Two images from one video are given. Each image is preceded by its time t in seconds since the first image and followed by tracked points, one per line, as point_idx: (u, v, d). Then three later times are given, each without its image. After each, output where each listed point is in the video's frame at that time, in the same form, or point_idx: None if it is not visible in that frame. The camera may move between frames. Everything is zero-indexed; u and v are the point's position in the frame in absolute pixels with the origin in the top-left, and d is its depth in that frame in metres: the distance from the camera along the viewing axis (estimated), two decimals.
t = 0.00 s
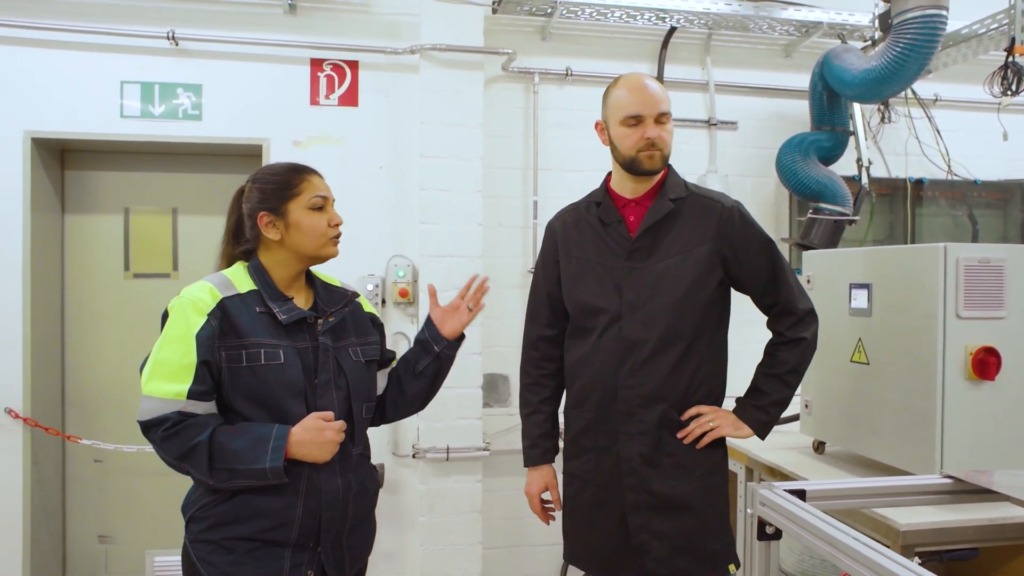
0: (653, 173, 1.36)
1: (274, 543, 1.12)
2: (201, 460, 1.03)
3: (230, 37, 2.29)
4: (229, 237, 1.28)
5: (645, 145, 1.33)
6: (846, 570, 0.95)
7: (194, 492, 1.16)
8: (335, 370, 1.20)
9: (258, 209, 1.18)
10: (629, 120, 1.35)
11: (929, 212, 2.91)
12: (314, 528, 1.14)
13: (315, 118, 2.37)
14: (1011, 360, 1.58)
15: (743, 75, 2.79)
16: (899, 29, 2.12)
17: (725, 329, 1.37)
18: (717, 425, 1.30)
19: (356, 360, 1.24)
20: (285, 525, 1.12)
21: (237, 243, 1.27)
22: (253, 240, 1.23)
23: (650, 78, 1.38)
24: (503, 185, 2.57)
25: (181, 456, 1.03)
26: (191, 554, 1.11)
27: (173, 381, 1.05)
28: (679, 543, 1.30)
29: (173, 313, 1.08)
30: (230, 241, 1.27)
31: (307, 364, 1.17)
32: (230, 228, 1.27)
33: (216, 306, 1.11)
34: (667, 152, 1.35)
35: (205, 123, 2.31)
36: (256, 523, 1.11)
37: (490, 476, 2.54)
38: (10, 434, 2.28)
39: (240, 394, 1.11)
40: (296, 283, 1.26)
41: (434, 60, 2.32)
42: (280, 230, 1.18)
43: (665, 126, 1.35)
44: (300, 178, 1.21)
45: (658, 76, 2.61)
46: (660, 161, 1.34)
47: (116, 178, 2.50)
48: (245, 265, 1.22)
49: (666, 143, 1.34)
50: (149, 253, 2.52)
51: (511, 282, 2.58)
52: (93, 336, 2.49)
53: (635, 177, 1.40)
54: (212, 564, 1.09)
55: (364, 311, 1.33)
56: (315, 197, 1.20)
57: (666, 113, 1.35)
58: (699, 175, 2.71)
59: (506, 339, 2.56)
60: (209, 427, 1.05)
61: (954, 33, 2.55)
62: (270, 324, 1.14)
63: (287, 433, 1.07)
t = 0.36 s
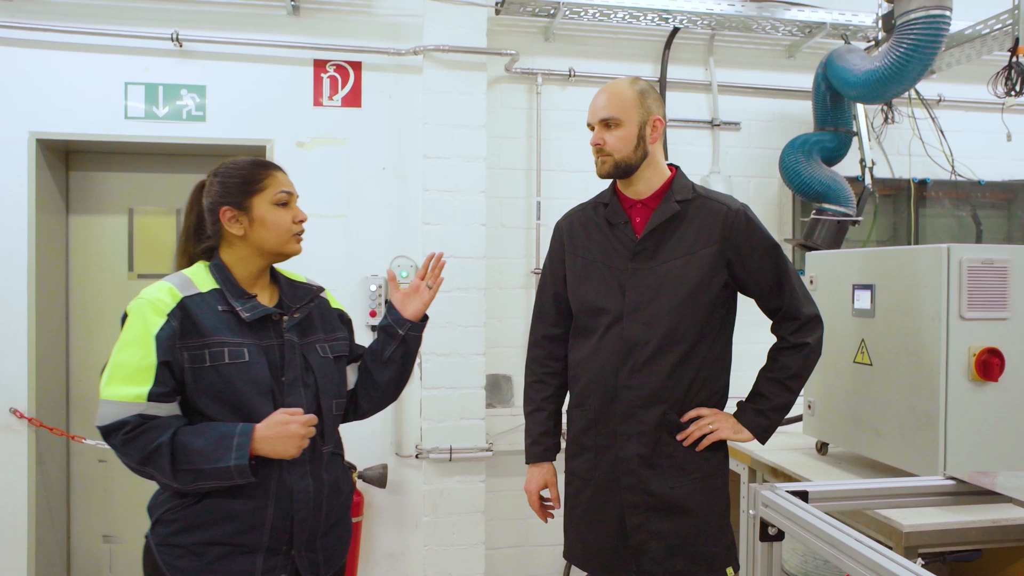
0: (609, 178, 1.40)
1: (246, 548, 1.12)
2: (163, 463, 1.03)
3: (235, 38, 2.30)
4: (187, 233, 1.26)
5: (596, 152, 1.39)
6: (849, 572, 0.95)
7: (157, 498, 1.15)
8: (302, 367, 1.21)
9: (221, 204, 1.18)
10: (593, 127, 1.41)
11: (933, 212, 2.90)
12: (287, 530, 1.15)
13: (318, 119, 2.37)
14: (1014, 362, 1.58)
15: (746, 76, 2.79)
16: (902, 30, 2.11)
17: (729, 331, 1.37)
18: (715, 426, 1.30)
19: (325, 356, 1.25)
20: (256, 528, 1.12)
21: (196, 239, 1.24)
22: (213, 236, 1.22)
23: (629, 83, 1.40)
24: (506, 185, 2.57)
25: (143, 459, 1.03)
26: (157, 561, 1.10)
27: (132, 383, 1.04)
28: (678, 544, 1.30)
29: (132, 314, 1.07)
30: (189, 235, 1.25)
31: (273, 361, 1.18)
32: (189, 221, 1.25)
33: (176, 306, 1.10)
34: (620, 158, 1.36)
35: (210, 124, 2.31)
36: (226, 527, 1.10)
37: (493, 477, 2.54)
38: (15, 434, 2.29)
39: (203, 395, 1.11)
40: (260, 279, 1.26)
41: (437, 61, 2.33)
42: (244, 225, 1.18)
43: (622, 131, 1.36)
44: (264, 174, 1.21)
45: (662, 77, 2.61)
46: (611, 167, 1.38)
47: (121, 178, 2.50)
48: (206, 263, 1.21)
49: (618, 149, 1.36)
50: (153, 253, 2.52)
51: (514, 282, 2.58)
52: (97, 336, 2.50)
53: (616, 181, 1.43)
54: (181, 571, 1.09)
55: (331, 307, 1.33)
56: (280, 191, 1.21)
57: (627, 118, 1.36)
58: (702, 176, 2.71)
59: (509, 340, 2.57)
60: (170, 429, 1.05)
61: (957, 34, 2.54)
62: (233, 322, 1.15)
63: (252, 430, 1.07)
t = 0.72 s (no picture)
0: (613, 177, 1.40)
1: (202, 550, 1.12)
2: (113, 464, 1.03)
3: (240, 38, 2.30)
4: (145, 232, 1.24)
5: (598, 152, 1.39)
6: (856, 567, 0.95)
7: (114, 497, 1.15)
8: (265, 366, 1.21)
9: (187, 199, 1.17)
10: (594, 127, 1.42)
11: (938, 212, 2.89)
12: (244, 534, 1.15)
13: (322, 119, 2.38)
14: (1019, 360, 1.58)
15: (750, 75, 2.79)
16: (907, 28, 2.11)
17: (732, 331, 1.37)
18: (712, 428, 1.30)
19: (289, 354, 1.25)
20: (213, 530, 1.12)
21: (160, 239, 1.22)
22: (175, 233, 1.20)
23: (630, 83, 1.41)
24: (510, 185, 2.57)
25: (94, 459, 1.03)
26: (111, 560, 1.10)
27: (82, 383, 1.04)
28: (678, 543, 1.30)
29: (86, 314, 1.07)
30: (150, 237, 1.23)
31: (232, 361, 1.18)
32: (148, 225, 1.23)
33: (132, 305, 1.10)
34: (621, 157, 1.37)
35: (215, 123, 2.32)
36: (182, 528, 1.10)
37: (497, 476, 2.54)
38: (21, 433, 2.30)
39: (159, 395, 1.11)
40: (225, 277, 1.26)
41: (442, 60, 2.33)
42: (214, 221, 1.18)
43: (622, 129, 1.37)
44: (227, 166, 1.22)
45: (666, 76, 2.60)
46: (614, 165, 1.38)
47: (126, 178, 2.51)
48: (168, 260, 1.21)
49: (619, 147, 1.36)
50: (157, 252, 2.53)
51: (519, 282, 2.58)
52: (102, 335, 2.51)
53: (621, 180, 1.44)
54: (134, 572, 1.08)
55: (301, 301, 1.34)
56: (245, 182, 1.22)
57: (627, 117, 1.37)
58: (706, 175, 2.71)
59: (513, 339, 2.57)
60: (121, 430, 1.05)
61: (961, 33, 2.54)
62: (192, 321, 1.15)
63: (204, 433, 1.06)
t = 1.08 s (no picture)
0: (620, 176, 1.40)
1: (180, 553, 1.11)
2: (87, 469, 1.01)
3: (246, 37, 2.31)
4: (121, 230, 1.23)
5: (606, 150, 1.40)
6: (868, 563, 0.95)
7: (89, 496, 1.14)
8: (247, 367, 1.21)
9: (166, 192, 1.17)
10: (603, 126, 1.42)
11: (945, 211, 2.88)
12: (223, 537, 1.15)
13: (327, 118, 2.38)
14: None
15: (756, 74, 2.78)
16: (914, 26, 2.10)
17: (737, 331, 1.36)
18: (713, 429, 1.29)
19: (271, 356, 1.25)
20: (191, 533, 1.11)
21: (138, 237, 1.21)
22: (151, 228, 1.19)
23: (638, 82, 1.40)
24: (516, 184, 2.57)
25: (67, 463, 1.01)
26: (85, 561, 1.09)
27: (56, 385, 1.02)
28: (679, 541, 1.30)
29: (63, 314, 1.05)
30: (125, 234, 1.22)
31: (214, 363, 1.17)
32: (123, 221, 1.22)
33: (110, 305, 1.08)
34: (628, 155, 1.37)
35: (221, 122, 2.33)
36: (161, 531, 1.10)
37: (504, 475, 2.54)
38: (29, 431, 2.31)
39: (140, 398, 1.09)
40: (206, 275, 1.25)
41: (448, 59, 2.33)
42: (195, 214, 1.18)
43: (630, 128, 1.36)
44: (207, 161, 1.22)
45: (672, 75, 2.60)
46: (621, 164, 1.38)
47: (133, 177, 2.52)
48: (146, 258, 1.20)
49: (627, 145, 1.36)
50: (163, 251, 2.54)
51: (525, 281, 2.58)
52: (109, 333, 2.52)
53: (628, 180, 1.43)
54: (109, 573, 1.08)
55: (282, 303, 1.35)
56: (225, 178, 1.22)
57: (635, 116, 1.37)
58: (713, 174, 2.70)
59: (519, 338, 2.57)
60: (95, 434, 1.03)
61: (969, 31, 2.52)
62: (173, 322, 1.14)
63: (179, 443, 1.05)
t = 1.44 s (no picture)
0: (625, 176, 1.39)
1: (182, 555, 1.11)
2: (88, 474, 1.01)
3: (251, 37, 2.31)
4: (117, 226, 1.23)
5: (611, 151, 1.39)
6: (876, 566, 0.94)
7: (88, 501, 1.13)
8: (243, 368, 1.21)
9: (163, 194, 1.16)
10: (607, 127, 1.41)
11: (953, 211, 2.86)
12: (226, 538, 1.15)
13: (333, 118, 2.38)
14: None
15: (762, 74, 2.77)
16: (922, 27, 2.09)
17: (742, 332, 1.35)
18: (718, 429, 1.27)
19: (267, 356, 1.25)
20: (194, 535, 1.11)
21: (133, 234, 1.21)
22: (148, 228, 1.19)
23: (643, 83, 1.40)
24: (522, 184, 2.57)
25: (67, 468, 1.01)
26: (85, 567, 1.08)
27: (54, 390, 1.01)
28: (686, 542, 1.29)
29: (58, 319, 1.04)
30: (122, 231, 1.22)
31: (210, 364, 1.17)
32: (122, 218, 1.22)
33: (105, 308, 1.07)
34: (632, 155, 1.36)
35: (227, 123, 2.33)
36: (163, 533, 1.09)
37: (510, 476, 2.54)
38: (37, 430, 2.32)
39: (139, 401, 1.09)
40: (196, 280, 1.25)
41: (452, 59, 2.32)
42: (188, 219, 1.18)
43: (635, 128, 1.36)
44: (211, 168, 1.22)
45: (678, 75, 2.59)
46: (627, 164, 1.37)
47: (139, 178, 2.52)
48: (139, 260, 1.20)
49: (633, 145, 1.35)
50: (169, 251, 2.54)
51: (530, 281, 2.57)
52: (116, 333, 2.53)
53: (632, 180, 1.43)
54: None
55: (275, 303, 1.35)
56: (225, 189, 1.22)
57: (640, 116, 1.36)
58: (719, 174, 2.70)
59: (525, 338, 2.56)
60: (95, 439, 1.03)
61: (977, 30, 2.51)
62: (169, 324, 1.13)
63: (182, 445, 1.04)
